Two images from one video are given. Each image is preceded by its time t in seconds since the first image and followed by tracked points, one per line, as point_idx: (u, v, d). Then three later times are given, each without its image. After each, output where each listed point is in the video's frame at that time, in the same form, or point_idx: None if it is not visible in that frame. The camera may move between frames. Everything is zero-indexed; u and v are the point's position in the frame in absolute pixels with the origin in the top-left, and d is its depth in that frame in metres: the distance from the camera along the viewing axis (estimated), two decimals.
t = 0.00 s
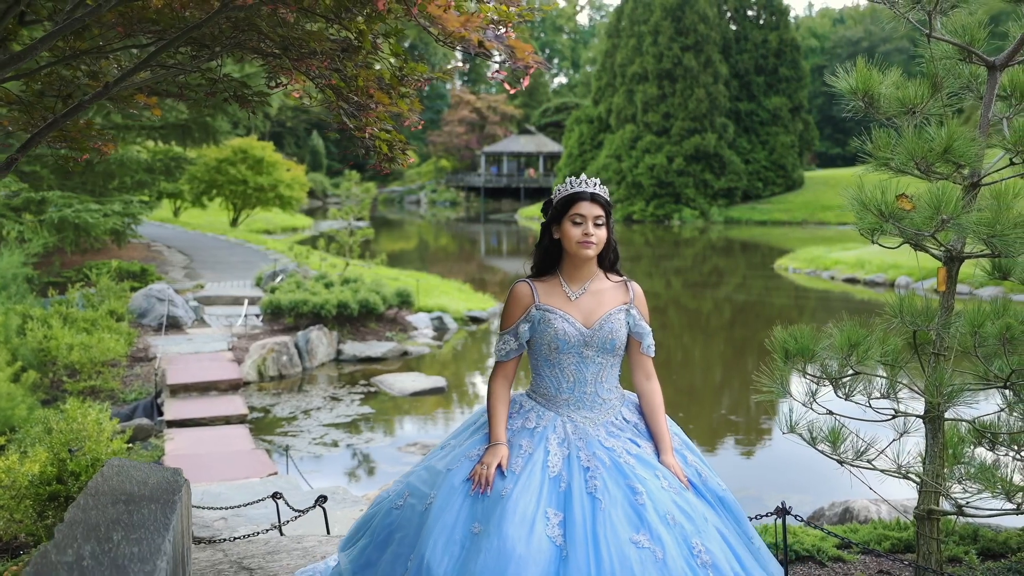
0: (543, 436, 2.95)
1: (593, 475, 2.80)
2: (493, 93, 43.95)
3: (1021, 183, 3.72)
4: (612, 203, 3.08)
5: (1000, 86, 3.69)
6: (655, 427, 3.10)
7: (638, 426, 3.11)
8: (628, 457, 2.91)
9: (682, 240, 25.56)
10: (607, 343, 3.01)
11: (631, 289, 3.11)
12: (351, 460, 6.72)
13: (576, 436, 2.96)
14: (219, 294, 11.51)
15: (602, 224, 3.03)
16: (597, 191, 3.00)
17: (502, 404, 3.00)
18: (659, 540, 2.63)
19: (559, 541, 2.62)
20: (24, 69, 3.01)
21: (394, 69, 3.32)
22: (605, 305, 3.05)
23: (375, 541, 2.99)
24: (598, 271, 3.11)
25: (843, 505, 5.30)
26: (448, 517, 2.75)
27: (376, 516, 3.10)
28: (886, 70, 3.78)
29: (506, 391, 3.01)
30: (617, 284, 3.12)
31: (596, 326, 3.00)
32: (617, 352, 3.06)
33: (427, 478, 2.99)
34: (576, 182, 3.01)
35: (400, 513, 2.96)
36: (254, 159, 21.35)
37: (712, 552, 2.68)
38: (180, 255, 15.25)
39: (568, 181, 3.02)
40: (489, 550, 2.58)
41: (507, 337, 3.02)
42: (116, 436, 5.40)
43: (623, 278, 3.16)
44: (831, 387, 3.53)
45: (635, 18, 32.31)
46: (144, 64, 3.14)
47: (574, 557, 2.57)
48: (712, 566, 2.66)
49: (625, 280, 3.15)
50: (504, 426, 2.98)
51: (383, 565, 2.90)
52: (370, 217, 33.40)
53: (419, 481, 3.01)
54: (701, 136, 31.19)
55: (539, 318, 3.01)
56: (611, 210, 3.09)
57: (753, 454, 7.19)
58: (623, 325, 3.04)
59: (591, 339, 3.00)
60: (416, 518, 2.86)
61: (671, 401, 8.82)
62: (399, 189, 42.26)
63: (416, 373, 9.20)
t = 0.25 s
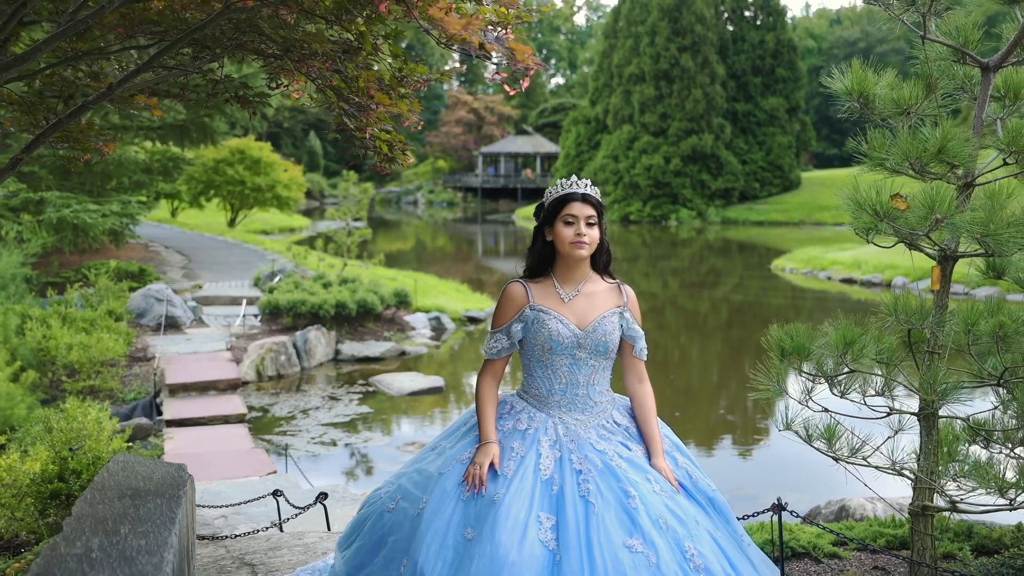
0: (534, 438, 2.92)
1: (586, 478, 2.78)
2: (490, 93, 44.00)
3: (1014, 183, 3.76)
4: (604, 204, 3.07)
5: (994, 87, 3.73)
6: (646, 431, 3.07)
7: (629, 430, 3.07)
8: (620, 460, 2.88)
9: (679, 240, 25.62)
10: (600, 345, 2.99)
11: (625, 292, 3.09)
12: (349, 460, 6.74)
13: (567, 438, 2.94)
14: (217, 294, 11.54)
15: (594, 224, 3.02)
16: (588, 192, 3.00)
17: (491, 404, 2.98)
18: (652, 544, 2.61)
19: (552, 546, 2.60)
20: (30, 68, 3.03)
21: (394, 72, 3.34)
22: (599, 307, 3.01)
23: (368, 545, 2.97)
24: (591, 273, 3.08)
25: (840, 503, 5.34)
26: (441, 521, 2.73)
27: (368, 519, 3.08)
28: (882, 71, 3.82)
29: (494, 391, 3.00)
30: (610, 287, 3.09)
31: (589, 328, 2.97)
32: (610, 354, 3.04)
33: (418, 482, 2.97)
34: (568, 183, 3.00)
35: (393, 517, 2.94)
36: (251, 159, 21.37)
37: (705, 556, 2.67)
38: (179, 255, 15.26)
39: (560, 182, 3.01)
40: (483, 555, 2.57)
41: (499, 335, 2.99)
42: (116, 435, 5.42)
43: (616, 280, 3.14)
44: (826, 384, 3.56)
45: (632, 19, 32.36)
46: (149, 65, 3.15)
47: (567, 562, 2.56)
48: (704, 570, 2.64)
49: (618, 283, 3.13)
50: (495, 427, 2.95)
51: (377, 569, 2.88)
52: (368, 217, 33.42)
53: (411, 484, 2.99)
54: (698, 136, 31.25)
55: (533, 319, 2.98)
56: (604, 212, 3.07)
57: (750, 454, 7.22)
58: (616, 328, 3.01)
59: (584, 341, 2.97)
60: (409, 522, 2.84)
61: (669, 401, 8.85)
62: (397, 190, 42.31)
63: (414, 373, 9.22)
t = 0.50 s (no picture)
0: (524, 437, 2.88)
1: (576, 477, 2.73)
2: (487, 93, 44.05)
3: (1007, 183, 3.80)
4: (595, 201, 3.02)
5: (988, 88, 3.77)
6: (637, 430, 3.02)
7: (619, 429, 3.02)
8: (611, 459, 2.84)
9: (676, 240, 25.66)
10: (592, 344, 2.95)
11: (616, 292, 3.06)
12: (346, 459, 6.75)
13: (557, 436, 2.89)
14: (215, 293, 11.57)
15: (586, 222, 2.97)
16: (578, 190, 2.95)
17: (481, 402, 2.93)
18: (643, 544, 2.57)
19: (543, 546, 2.55)
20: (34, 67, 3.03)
21: (394, 72, 3.36)
22: (591, 306, 2.98)
23: (359, 546, 2.93)
24: (583, 270, 3.04)
25: (835, 501, 5.37)
26: (431, 523, 2.69)
27: (361, 519, 3.04)
28: (877, 72, 3.86)
29: (484, 388, 2.95)
30: (602, 286, 3.06)
31: (581, 326, 2.93)
32: (602, 353, 3.00)
33: (409, 482, 2.93)
34: (557, 182, 2.95)
35: (385, 517, 2.90)
36: (249, 159, 21.38)
37: (697, 555, 2.63)
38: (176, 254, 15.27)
39: (550, 180, 2.97)
40: (473, 556, 2.53)
41: (490, 332, 2.95)
42: (115, 433, 5.45)
43: (608, 279, 3.10)
44: (822, 381, 3.59)
45: (629, 19, 32.42)
46: (153, 65, 3.15)
47: (558, 563, 2.51)
48: (696, 569, 2.60)
49: (610, 282, 3.09)
50: (485, 425, 2.91)
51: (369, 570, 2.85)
52: (365, 217, 33.44)
53: (402, 484, 2.95)
54: (695, 137, 31.31)
55: (524, 316, 2.94)
56: (595, 210, 3.03)
57: (747, 454, 7.23)
58: (608, 327, 2.98)
59: (576, 339, 2.94)
60: (401, 524, 2.81)
61: (666, 401, 8.87)
62: (394, 190, 42.37)
63: (412, 373, 9.25)
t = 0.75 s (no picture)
0: (516, 430, 2.91)
1: (567, 471, 2.76)
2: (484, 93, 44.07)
3: (1001, 182, 3.84)
4: (585, 194, 3.05)
5: (981, 88, 3.81)
6: (628, 424, 3.04)
7: (610, 424, 3.05)
8: (601, 453, 2.87)
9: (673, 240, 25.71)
10: (584, 338, 2.98)
11: (609, 286, 3.09)
12: (344, 458, 6.77)
13: (549, 430, 2.92)
14: (214, 292, 11.60)
15: (577, 216, 3.00)
16: (568, 184, 2.98)
17: (474, 395, 2.96)
18: (632, 539, 2.60)
19: (533, 541, 2.58)
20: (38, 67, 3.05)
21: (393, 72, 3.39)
22: (583, 301, 3.01)
23: (353, 540, 2.96)
24: (576, 265, 3.07)
25: (831, 499, 5.41)
26: (424, 519, 2.72)
27: (354, 514, 3.07)
28: (872, 73, 3.89)
29: (477, 381, 2.98)
30: (594, 280, 3.09)
31: (573, 320, 2.97)
32: (594, 347, 3.03)
33: (402, 476, 2.96)
34: (548, 177, 2.98)
35: (378, 512, 2.93)
36: (246, 159, 21.40)
37: (686, 550, 2.65)
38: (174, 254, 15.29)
39: (541, 175, 2.99)
40: (464, 551, 2.56)
41: (483, 326, 2.98)
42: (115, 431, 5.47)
43: (601, 274, 3.13)
44: (817, 378, 3.63)
45: (626, 19, 32.46)
46: (155, 66, 3.18)
47: (548, 557, 2.54)
48: (686, 563, 2.63)
49: (602, 276, 3.12)
50: (477, 418, 2.94)
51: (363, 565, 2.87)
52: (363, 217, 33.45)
53: (395, 479, 2.98)
54: (692, 136, 31.36)
55: (517, 309, 2.97)
56: (586, 204, 3.05)
57: (744, 454, 7.25)
58: (600, 321, 3.01)
59: (568, 333, 2.97)
60: (394, 519, 2.83)
61: (663, 401, 8.91)
62: (391, 189, 42.38)
63: (410, 372, 9.28)
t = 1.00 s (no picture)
0: (509, 424, 2.94)
1: (559, 463, 2.78)
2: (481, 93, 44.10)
3: (994, 181, 3.88)
4: (578, 189, 3.08)
5: (975, 88, 3.85)
6: (621, 419, 3.08)
7: (604, 418, 3.08)
8: (594, 447, 2.89)
9: (670, 240, 25.76)
10: (577, 333, 3.02)
11: (603, 281, 3.12)
12: (342, 457, 6.79)
13: (542, 424, 2.95)
14: (212, 292, 11.63)
15: (570, 211, 3.02)
16: (560, 180, 3.01)
17: (469, 388, 2.99)
18: (623, 531, 2.62)
19: (524, 531, 2.60)
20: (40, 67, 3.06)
21: (393, 72, 3.42)
22: (577, 296, 3.05)
23: (347, 532, 3.00)
24: (570, 259, 3.10)
25: (827, 496, 5.44)
26: (416, 510, 2.75)
27: (349, 506, 3.10)
28: (866, 74, 3.94)
29: (472, 375, 3.01)
30: (588, 275, 3.12)
31: (567, 315, 3.00)
32: (587, 342, 3.06)
33: (395, 469, 2.99)
34: (540, 172, 3.01)
35: (372, 504, 2.96)
36: (244, 159, 21.41)
37: (677, 544, 2.67)
38: (173, 254, 15.30)
39: (533, 171, 3.02)
40: (453, 541, 2.58)
41: (477, 321, 3.02)
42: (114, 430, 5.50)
43: (595, 269, 3.16)
44: (812, 375, 3.67)
45: (623, 19, 32.51)
46: (158, 66, 3.19)
47: (538, 547, 2.56)
48: (676, 557, 2.65)
49: (596, 271, 3.15)
50: (472, 411, 2.98)
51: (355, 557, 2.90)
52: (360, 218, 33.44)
53: (389, 471, 3.01)
54: (689, 136, 31.40)
55: (511, 304, 3.00)
56: (579, 198, 3.08)
57: (740, 454, 7.27)
58: (594, 316, 3.04)
59: (562, 327, 3.00)
60: (386, 511, 2.87)
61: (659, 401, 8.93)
62: (388, 190, 42.38)
63: (408, 371, 9.30)
